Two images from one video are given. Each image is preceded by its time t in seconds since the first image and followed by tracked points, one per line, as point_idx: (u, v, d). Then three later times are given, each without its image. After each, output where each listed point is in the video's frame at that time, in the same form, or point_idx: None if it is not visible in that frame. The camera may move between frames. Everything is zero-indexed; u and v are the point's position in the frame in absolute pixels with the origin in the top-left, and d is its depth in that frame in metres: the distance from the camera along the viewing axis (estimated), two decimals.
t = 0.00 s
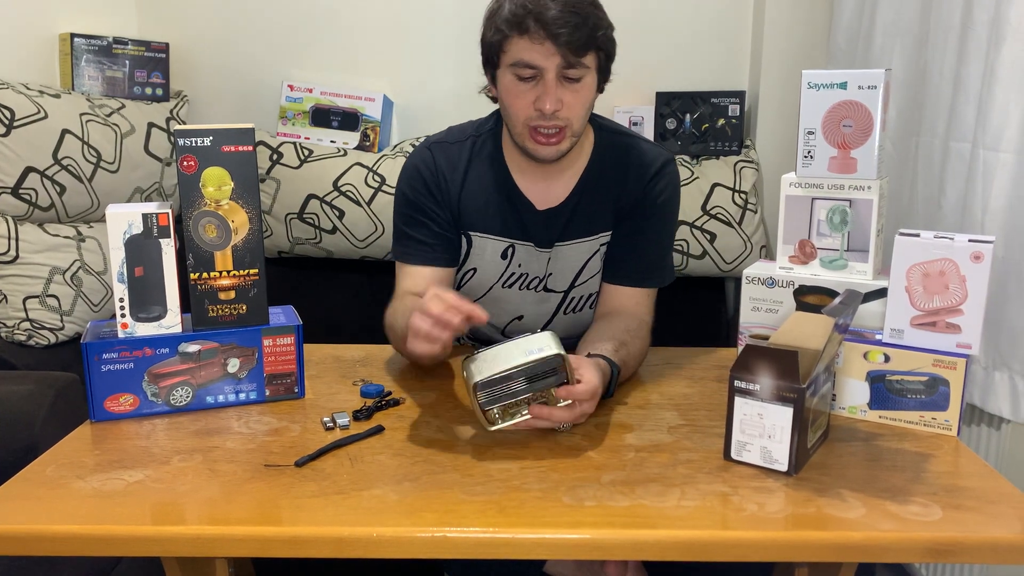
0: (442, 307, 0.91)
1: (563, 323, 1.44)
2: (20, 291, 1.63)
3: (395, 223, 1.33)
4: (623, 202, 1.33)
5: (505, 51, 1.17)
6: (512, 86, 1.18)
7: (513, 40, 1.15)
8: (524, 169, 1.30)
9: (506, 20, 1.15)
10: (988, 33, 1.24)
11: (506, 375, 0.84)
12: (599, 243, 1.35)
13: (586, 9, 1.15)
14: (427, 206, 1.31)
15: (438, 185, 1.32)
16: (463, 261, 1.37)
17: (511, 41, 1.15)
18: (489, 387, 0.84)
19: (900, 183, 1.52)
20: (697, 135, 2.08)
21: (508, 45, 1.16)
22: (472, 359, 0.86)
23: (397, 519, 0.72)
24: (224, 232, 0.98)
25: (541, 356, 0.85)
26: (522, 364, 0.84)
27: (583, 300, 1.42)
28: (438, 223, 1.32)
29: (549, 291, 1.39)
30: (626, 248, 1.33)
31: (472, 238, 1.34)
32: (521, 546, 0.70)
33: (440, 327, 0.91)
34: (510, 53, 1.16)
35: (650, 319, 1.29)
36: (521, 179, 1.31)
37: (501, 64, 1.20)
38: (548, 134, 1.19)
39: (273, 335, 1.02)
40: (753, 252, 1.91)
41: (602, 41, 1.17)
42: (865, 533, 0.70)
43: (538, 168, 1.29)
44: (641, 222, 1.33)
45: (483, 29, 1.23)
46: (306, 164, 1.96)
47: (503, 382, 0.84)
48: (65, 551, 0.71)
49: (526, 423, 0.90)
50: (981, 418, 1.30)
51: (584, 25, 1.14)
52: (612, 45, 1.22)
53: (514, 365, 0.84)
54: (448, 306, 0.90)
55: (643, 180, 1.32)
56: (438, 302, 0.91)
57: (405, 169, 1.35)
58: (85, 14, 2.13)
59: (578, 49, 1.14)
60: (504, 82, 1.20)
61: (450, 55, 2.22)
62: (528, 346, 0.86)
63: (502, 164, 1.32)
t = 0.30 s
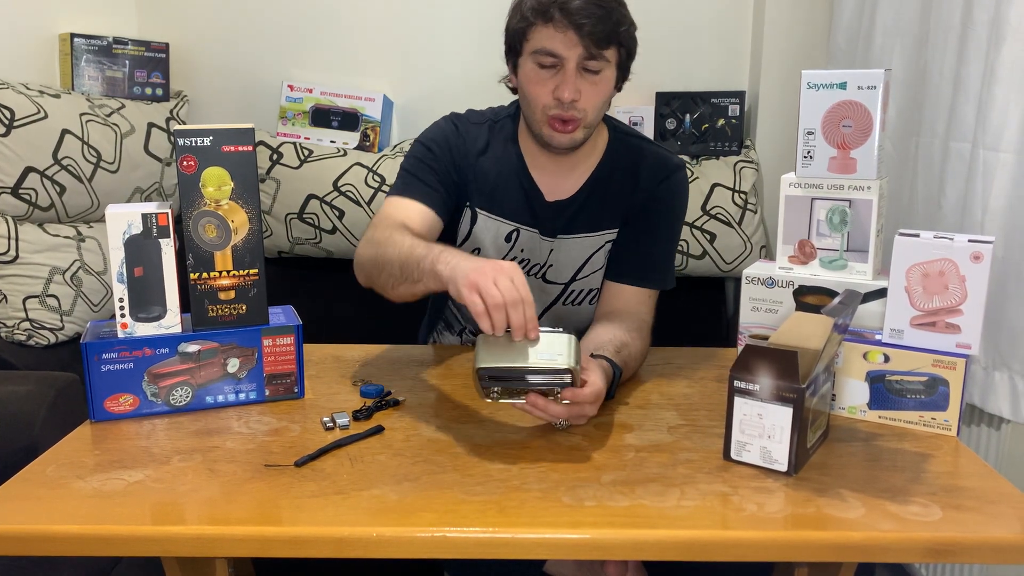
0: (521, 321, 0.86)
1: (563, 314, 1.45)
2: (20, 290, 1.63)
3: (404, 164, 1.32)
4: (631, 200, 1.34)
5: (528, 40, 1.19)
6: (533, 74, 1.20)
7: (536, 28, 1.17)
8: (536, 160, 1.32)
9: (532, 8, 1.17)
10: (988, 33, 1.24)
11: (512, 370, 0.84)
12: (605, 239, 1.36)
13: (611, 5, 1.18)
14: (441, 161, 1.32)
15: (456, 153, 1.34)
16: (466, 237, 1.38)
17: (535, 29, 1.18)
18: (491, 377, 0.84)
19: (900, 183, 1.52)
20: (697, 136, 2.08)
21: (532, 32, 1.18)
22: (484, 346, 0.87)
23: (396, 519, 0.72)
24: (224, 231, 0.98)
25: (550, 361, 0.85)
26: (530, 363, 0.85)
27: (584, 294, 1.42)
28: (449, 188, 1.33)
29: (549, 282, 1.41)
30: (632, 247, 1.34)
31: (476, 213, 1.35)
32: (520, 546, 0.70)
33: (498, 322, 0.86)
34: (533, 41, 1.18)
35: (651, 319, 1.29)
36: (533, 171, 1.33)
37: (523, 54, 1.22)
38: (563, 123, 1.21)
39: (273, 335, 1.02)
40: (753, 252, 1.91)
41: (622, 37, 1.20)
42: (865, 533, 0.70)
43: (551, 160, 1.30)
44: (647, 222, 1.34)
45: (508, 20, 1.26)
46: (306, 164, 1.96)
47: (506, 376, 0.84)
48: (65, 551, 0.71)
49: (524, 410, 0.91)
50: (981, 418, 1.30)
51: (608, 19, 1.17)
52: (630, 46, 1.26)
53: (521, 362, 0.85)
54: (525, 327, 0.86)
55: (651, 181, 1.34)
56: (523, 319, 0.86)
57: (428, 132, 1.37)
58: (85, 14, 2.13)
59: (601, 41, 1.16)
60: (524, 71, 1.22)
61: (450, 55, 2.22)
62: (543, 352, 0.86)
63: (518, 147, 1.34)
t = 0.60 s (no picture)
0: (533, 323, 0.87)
1: (567, 311, 1.47)
2: (20, 291, 1.63)
3: (424, 147, 1.29)
4: (643, 204, 1.35)
5: (556, 35, 1.20)
6: (559, 70, 1.21)
7: (567, 24, 1.17)
8: (554, 157, 1.31)
9: (563, 4, 1.17)
10: (988, 33, 1.23)
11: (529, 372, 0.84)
12: (614, 239, 1.36)
13: (641, 7, 1.19)
14: (463, 150, 1.30)
15: (478, 141, 1.32)
16: (479, 228, 1.37)
17: (565, 25, 1.18)
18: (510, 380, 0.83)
19: (899, 183, 1.52)
20: (697, 136, 2.08)
21: (561, 28, 1.18)
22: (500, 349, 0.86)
23: (396, 519, 0.72)
24: (224, 232, 0.98)
25: (569, 362, 0.85)
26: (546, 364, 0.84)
27: (589, 292, 1.44)
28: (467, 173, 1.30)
29: (556, 279, 1.41)
30: (639, 248, 1.35)
31: (492, 206, 1.34)
32: (521, 546, 0.70)
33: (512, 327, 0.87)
34: (561, 36, 1.19)
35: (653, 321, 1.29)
36: (549, 168, 1.32)
37: (550, 49, 1.22)
38: (585, 120, 1.22)
39: (273, 335, 1.02)
40: (753, 252, 1.91)
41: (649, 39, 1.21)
42: (865, 533, 0.70)
43: (569, 158, 1.30)
44: (657, 227, 1.36)
45: (536, 14, 1.26)
46: (306, 164, 1.97)
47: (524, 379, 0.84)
48: (65, 551, 0.71)
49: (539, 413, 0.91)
50: (981, 418, 1.30)
51: (638, 21, 1.18)
52: (655, 47, 1.27)
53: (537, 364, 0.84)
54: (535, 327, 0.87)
55: (665, 187, 1.35)
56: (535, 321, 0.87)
57: (449, 119, 1.34)
58: (85, 14, 2.13)
59: (629, 41, 1.17)
60: (550, 66, 1.22)
61: (450, 55, 2.22)
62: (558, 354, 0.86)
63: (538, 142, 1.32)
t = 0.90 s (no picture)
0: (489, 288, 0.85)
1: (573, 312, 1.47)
2: (20, 291, 1.63)
3: (434, 158, 1.32)
4: (653, 208, 1.35)
5: (584, 34, 1.21)
6: (583, 69, 1.21)
7: (596, 23, 1.19)
8: (569, 157, 1.31)
9: (594, 4, 1.19)
10: (988, 33, 1.23)
11: (528, 345, 0.85)
12: (623, 242, 1.37)
13: (668, 14, 1.21)
14: (469, 157, 1.32)
15: (485, 146, 1.33)
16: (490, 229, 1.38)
17: (594, 24, 1.19)
18: (507, 352, 0.85)
19: (899, 184, 1.52)
20: (697, 135, 2.08)
21: (590, 28, 1.19)
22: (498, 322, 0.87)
23: (396, 519, 0.72)
24: (224, 232, 0.98)
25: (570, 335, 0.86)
26: (547, 336, 0.85)
27: (594, 293, 1.44)
28: (475, 179, 1.32)
29: (564, 279, 1.41)
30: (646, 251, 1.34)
31: (501, 204, 1.35)
32: (521, 546, 0.70)
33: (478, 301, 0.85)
34: (589, 35, 1.20)
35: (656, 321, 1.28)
36: (563, 167, 1.32)
37: (576, 48, 1.23)
38: (604, 120, 1.22)
39: (273, 335, 1.02)
40: (753, 252, 1.91)
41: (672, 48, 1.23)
42: (864, 533, 0.70)
43: (585, 159, 1.30)
44: (668, 232, 1.35)
45: (564, 15, 1.27)
46: (306, 164, 1.97)
47: (524, 352, 0.85)
48: (65, 551, 0.71)
49: (539, 400, 0.92)
50: (981, 418, 1.30)
51: (664, 27, 1.20)
52: (675, 59, 1.29)
53: (539, 336, 0.85)
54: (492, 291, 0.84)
55: (676, 193, 1.35)
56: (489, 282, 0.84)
57: (460, 123, 1.36)
58: (85, 14, 2.13)
59: (654, 46, 1.19)
60: (574, 65, 1.22)
61: (449, 55, 2.22)
62: (558, 325, 0.87)
63: (551, 143, 1.33)
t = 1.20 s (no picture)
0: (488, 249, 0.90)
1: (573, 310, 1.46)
2: (20, 291, 1.63)
3: (440, 147, 1.34)
4: (655, 209, 1.35)
5: (591, 32, 1.21)
6: (589, 66, 1.21)
7: (602, 22, 1.19)
8: (573, 155, 1.32)
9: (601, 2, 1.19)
10: (988, 33, 1.23)
11: (544, 325, 0.86)
12: (624, 241, 1.36)
13: (674, 15, 1.22)
14: (474, 148, 1.33)
15: (491, 139, 1.35)
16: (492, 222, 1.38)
17: (601, 22, 1.19)
18: (522, 333, 0.86)
19: (900, 184, 1.52)
20: (697, 136, 2.08)
21: (597, 25, 1.20)
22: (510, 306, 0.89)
23: (396, 519, 0.72)
24: (224, 232, 0.98)
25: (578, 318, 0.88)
26: (562, 317, 0.87)
27: (594, 290, 1.42)
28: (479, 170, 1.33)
29: (564, 276, 1.40)
30: (647, 251, 1.34)
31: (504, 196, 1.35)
32: (521, 546, 0.70)
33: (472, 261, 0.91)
34: (595, 33, 1.20)
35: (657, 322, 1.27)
36: (567, 165, 1.33)
37: (582, 46, 1.24)
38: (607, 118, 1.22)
39: (273, 335, 1.02)
40: (753, 252, 1.91)
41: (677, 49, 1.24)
42: (864, 533, 0.70)
43: (589, 157, 1.31)
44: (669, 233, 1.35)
45: (572, 14, 1.28)
46: (306, 164, 1.97)
47: (537, 334, 0.87)
48: (65, 551, 0.71)
49: (548, 389, 0.92)
50: (981, 418, 1.30)
51: (670, 27, 1.20)
52: (681, 62, 1.29)
53: (554, 316, 0.87)
54: (489, 253, 0.89)
55: (677, 195, 1.35)
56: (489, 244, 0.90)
57: (468, 115, 1.38)
58: (85, 14, 2.13)
59: (660, 46, 1.19)
60: (580, 62, 1.23)
61: (450, 55, 2.22)
62: (569, 307, 0.88)
63: (556, 139, 1.34)
